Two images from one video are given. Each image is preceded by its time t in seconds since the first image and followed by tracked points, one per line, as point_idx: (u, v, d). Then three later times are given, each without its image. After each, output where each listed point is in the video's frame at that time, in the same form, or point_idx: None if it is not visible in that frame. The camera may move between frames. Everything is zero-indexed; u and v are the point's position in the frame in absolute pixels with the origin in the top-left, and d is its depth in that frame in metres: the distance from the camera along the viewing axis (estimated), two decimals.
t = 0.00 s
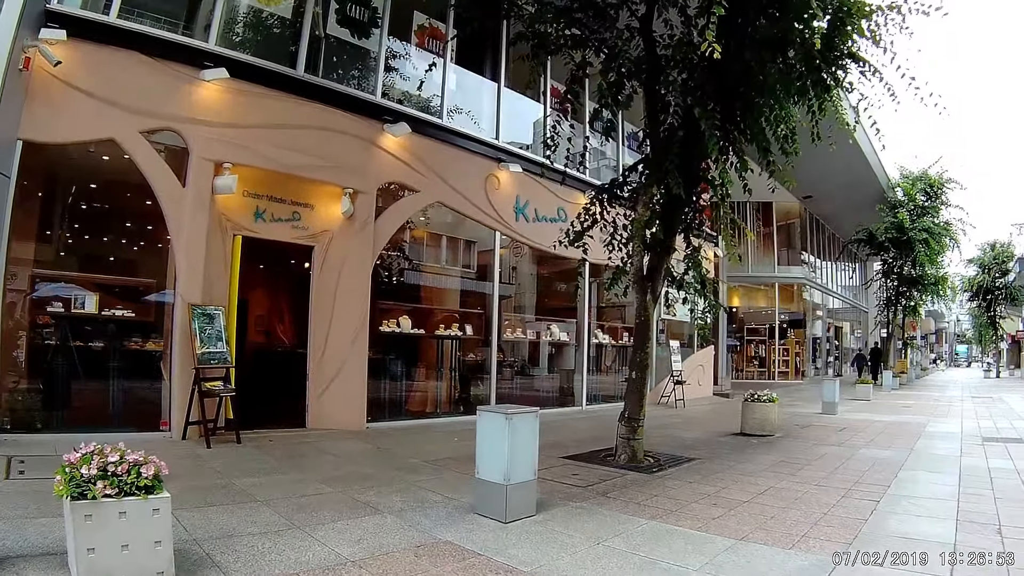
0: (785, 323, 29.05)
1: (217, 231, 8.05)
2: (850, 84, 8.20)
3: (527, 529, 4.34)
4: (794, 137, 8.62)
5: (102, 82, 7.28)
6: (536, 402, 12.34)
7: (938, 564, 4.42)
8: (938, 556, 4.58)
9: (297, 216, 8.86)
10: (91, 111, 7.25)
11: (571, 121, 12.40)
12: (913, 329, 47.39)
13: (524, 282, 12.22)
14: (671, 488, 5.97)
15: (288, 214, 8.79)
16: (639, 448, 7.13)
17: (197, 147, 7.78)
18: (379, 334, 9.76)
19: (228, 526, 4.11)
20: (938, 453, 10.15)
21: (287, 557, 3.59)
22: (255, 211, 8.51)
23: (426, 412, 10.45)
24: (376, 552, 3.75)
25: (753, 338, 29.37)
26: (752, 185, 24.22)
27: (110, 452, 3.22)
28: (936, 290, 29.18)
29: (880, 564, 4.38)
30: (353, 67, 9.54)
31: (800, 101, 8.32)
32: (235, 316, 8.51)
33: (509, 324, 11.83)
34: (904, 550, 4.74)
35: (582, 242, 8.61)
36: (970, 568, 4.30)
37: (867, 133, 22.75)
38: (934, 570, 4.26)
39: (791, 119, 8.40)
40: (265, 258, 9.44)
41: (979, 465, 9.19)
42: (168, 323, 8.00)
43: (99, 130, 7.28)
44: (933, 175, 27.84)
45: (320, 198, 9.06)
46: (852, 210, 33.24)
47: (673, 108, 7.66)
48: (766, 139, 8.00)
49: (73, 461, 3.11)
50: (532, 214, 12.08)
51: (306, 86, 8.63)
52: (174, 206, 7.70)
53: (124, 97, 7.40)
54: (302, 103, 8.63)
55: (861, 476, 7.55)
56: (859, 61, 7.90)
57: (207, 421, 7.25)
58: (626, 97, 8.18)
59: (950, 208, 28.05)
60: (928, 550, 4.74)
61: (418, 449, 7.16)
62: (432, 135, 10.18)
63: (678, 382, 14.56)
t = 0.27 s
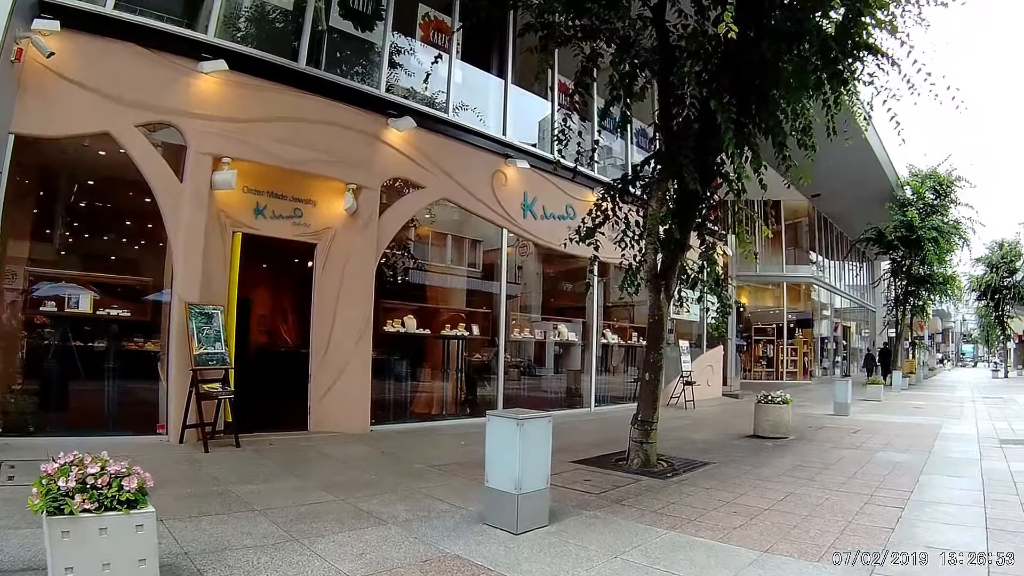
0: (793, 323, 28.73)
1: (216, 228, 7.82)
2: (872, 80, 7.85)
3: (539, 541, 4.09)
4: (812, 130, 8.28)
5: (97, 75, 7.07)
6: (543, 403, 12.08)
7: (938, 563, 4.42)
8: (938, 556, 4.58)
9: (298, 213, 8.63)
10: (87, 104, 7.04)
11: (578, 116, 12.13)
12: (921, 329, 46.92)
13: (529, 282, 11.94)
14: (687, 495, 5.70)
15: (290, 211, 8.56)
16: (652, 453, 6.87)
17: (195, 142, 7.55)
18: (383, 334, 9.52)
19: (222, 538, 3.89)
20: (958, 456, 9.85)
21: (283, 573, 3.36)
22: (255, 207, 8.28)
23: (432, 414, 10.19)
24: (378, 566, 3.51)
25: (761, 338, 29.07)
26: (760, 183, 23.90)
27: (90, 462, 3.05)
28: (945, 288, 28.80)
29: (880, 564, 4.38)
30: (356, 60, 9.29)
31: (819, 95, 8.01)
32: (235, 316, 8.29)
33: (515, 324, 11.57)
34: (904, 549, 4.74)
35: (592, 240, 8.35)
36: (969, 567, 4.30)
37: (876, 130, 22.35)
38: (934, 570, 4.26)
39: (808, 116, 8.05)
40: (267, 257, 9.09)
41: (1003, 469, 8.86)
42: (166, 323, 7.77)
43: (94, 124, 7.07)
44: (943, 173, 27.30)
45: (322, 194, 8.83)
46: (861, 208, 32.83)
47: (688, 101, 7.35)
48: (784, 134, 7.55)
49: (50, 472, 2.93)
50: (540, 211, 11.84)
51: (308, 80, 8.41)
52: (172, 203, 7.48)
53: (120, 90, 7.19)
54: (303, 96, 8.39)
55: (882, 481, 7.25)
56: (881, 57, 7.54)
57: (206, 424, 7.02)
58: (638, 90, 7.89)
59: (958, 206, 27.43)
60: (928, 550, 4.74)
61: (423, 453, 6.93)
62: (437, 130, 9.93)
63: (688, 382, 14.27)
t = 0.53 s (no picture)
0: (800, 323, 28.44)
1: (211, 225, 7.61)
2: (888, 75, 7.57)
3: (546, 554, 3.85)
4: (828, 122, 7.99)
5: (88, 67, 6.86)
6: (548, 405, 11.85)
7: (938, 564, 4.41)
8: (937, 556, 4.59)
9: (297, 209, 8.41)
10: (78, 98, 6.84)
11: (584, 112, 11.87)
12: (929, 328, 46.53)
13: (532, 281, 11.69)
14: (700, 502, 5.46)
15: (288, 207, 8.35)
16: (662, 457, 6.64)
17: (190, 136, 7.34)
18: (384, 334, 9.29)
19: (210, 551, 3.67)
20: (975, 459, 9.57)
21: None
22: (252, 203, 8.04)
23: (434, 416, 9.97)
24: None
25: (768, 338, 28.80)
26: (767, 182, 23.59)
27: (61, 472, 2.88)
28: (953, 288, 28.47)
29: (880, 564, 4.37)
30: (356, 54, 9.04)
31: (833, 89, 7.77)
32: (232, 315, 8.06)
33: (519, 324, 11.34)
34: (903, 549, 4.73)
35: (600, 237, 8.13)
36: (968, 568, 4.29)
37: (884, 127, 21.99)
38: (934, 571, 4.25)
39: (822, 110, 7.80)
40: (270, 256, 9.07)
41: None
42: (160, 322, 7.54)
43: (86, 118, 6.86)
44: (950, 171, 26.73)
45: (322, 190, 8.60)
46: (869, 206, 32.47)
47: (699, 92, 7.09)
48: (797, 128, 7.34)
49: (17, 484, 2.77)
50: (545, 208, 11.60)
51: (307, 73, 8.18)
52: (167, 199, 7.28)
53: (112, 83, 6.98)
54: (301, 89, 8.17)
55: (900, 487, 6.99)
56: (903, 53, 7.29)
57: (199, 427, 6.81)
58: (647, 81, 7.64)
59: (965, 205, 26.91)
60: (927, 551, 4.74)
61: (425, 457, 6.70)
62: (439, 125, 9.69)
63: (695, 383, 14.02)
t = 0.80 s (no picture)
0: (805, 323, 28.16)
1: (204, 221, 7.40)
2: (903, 66, 7.34)
3: (551, 568, 3.61)
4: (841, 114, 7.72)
5: (77, 58, 6.64)
6: (551, 406, 11.61)
7: (938, 564, 4.39)
8: (937, 556, 4.56)
9: (292, 206, 8.21)
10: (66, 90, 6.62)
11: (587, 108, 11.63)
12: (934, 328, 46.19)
13: (536, 280, 11.48)
14: (711, 510, 5.21)
15: (283, 203, 8.14)
16: (670, 462, 6.40)
17: (183, 130, 7.12)
18: (382, 334, 9.06)
19: (193, 565, 3.44)
20: (991, 462, 9.29)
21: None
22: (244, 199, 7.83)
23: (434, 419, 9.73)
24: None
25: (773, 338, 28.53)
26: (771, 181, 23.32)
27: (22, 486, 2.69)
28: (960, 287, 28.15)
29: (881, 564, 4.34)
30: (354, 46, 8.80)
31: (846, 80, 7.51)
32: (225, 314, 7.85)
33: (522, 324, 11.10)
34: (903, 549, 4.70)
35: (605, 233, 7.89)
36: (970, 568, 4.27)
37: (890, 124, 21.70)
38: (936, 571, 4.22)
39: (836, 101, 7.53)
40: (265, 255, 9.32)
41: None
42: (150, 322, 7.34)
43: (74, 110, 6.64)
44: (957, 169, 26.41)
45: (317, 186, 8.39)
46: (874, 205, 32.17)
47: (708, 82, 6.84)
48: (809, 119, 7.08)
49: None
50: (548, 205, 11.37)
51: (303, 66, 7.96)
52: (158, 195, 7.06)
53: (101, 75, 6.76)
54: (297, 82, 7.95)
55: (917, 493, 6.73)
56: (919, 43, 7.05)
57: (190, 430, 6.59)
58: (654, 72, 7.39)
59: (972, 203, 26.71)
60: (927, 551, 4.71)
61: (424, 462, 6.46)
62: (439, 120, 9.46)
63: (700, 384, 13.77)
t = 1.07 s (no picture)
0: (810, 323, 27.92)
1: (198, 218, 7.21)
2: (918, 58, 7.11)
3: None
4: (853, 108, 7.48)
5: (66, 50, 6.45)
6: (554, 407, 11.40)
7: (938, 564, 4.36)
8: (937, 556, 4.53)
9: (288, 202, 8.01)
10: (56, 83, 6.43)
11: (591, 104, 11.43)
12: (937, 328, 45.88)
13: (537, 281, 11.27)
14: (723, 518, 5.00)
15: (279, 201, 7.94)
16: (678, 466, 6.20)
17: (176, 125, 6.93)
18: (381, 334, 8.86)
19: None
20: (1006, 465, 9.06)
21: None
22: (240, 195, 7.63)
23: (435, 421, 9.53)
24: None
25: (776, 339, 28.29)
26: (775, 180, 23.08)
27: None
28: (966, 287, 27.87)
29: (880, 564, 4.30)
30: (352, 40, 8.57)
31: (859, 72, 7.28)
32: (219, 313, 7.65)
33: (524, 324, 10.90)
34: (902, 549, 4.66)
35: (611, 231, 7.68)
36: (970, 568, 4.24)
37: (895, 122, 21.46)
38: (936, 572, 4.18)
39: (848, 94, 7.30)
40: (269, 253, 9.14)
41: None
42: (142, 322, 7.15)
43: (64, 104, 6.46)
44: (962, 168, 26.14)
45: (315, 182, 8.20)
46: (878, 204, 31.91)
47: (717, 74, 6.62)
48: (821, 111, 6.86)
49: None
50: (551, 203, 11.16)
51: (299, 60, 7.76)
52: (150, 191, 6.88)
53: (91, 67, 6.57)
54: (294, 76, 7.75)
55: (933, 498, 6.51)
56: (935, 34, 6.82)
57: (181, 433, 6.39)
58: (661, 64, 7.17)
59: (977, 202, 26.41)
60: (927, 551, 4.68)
61: (423, 467, 6.26)
62: (439, 115, 9.26)
63: (706, 385, 13.55)
